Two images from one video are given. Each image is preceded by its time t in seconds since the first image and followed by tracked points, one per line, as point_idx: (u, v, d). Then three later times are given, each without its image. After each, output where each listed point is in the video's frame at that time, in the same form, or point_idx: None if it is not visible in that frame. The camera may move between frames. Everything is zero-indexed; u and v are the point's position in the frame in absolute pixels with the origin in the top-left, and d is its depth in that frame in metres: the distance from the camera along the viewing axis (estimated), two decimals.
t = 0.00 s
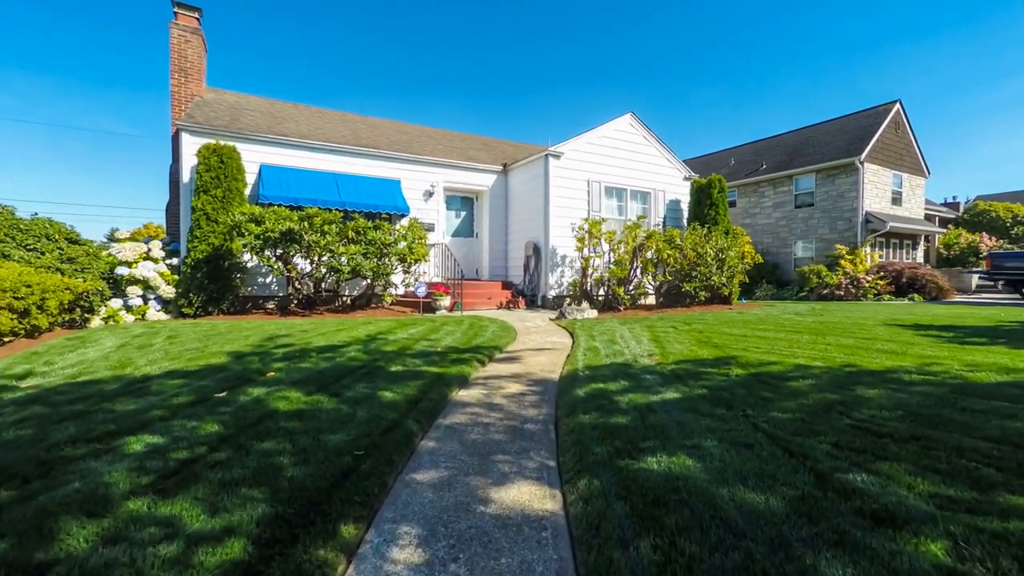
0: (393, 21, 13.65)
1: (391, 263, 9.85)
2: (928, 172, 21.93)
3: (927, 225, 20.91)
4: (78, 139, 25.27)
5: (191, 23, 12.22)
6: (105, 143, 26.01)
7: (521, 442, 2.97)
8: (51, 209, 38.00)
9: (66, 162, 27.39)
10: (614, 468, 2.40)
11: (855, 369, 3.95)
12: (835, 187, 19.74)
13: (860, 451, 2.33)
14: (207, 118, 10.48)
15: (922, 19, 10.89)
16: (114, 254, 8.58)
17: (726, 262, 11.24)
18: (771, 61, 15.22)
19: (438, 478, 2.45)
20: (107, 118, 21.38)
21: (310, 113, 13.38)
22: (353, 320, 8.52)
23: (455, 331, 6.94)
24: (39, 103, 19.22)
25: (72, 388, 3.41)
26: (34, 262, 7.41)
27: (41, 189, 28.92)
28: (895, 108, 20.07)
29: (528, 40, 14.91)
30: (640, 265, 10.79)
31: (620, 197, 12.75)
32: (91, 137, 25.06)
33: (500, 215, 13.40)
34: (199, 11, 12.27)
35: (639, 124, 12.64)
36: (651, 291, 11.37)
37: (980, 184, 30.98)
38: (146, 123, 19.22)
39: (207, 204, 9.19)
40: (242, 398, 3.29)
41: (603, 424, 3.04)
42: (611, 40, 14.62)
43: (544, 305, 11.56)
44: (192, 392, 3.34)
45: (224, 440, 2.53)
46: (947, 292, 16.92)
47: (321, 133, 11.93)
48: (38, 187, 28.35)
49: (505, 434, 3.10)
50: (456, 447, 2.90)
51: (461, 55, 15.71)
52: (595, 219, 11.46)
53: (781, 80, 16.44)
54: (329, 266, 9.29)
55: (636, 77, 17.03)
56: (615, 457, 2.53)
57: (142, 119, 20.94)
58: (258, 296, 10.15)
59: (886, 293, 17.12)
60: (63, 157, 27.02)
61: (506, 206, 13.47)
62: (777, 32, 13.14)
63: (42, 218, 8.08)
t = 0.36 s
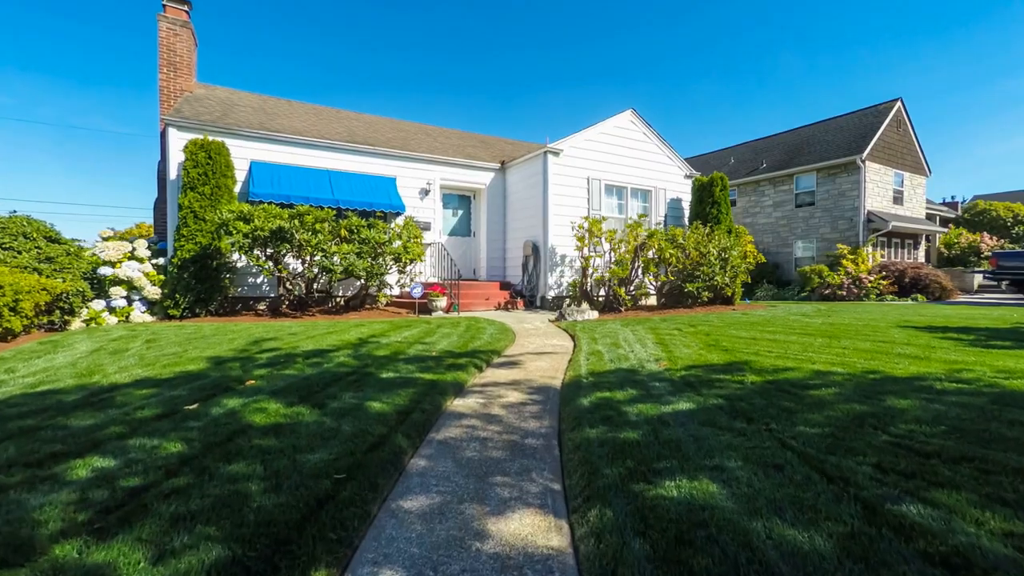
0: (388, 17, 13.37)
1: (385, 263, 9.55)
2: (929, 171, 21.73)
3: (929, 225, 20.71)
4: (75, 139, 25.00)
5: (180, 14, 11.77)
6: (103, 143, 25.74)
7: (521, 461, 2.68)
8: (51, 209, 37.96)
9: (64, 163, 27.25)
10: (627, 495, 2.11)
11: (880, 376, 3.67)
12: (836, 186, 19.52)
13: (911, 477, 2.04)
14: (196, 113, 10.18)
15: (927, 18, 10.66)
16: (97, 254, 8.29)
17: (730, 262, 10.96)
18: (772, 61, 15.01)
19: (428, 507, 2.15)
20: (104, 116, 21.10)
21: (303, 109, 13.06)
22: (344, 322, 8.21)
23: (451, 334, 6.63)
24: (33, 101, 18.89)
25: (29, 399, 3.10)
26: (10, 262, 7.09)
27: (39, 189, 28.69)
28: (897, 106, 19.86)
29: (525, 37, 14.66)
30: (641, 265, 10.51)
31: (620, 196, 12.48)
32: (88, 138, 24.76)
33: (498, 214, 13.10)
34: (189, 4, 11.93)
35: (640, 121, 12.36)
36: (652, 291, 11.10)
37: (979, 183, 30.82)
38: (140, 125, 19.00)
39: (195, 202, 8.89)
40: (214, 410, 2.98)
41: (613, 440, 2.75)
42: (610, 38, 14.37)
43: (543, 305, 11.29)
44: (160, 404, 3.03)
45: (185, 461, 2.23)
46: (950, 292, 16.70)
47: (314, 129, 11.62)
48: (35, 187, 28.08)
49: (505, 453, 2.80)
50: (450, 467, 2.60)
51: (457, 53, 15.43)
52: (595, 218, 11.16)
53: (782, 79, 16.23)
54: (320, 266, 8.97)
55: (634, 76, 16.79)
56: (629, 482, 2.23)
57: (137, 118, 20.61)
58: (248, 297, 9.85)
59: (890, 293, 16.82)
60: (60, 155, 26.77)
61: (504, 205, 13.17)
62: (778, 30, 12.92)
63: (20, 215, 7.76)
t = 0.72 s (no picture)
0: (382, 12, 13.04)
1: (378, 262, 9.25)
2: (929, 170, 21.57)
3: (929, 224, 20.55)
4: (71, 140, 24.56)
5: (167, 7, 11.36)
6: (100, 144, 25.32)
7: (522, 484, 2.40)
8: (45, 207, 37.39)
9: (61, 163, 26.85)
10: (644, 531, 1.83)
11: (909, 385, 3.40)
12: (836, 184, 19.33)
13: (974, 510, 1.76)
14: (183, 107, 9.85)
15: (931, 18, 10.48)
16: (77, 253, 7.99)
17: (732, 262, 10.71)
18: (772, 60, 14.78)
19: (415, 544, 1.86)
20: (99, 116, 20.70)
21: (295, 105, 12.73)
22: (336, 324, 7.91)
23: (446, 337, 6.33)
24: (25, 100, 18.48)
25: None
26: None
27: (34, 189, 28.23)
28: (897, 105, 19.68)
29: (523, 35, 14.38)
30: (642, 265, 10.24)
31: (620, 194, 12.21)
32: (84, 138, 24.34)
33: (495, 212, 12.81)
34: None
35: (640, 118, 12.10)
36: (653, 292, 10.83)
37: (976, 182, 30.76)
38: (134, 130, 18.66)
39: (180, 199, 8.56)
40: (180, 425, 2.68)
41: (624, 460, 2.46)
42: (608, 35, 14.06)
43: (541, 306, 11.01)
44: (119, 419, 2.73)
45: (134, 491, 1.93)
46: (952, 292, 16.52)
47: (306, 125, 11.30)
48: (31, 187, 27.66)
49: (504, 474, 2.51)
50: (442, 492, 2.31)
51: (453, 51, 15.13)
52: (595, 216, 10.88)
53: (782, 78, 16.03)
54: (311, 266, 8.66)
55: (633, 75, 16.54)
56: (646, 513, 1.94)
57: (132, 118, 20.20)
58: (237, 298, 9.53)
59: (891, 292, 16.64)
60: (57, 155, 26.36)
61: (501, 203, 12.88)
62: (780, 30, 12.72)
63: None
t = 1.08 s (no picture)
0: (373, 7, 12.69)
1: (371, 262, 8.94)
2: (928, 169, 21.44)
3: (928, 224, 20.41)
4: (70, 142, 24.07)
5: None
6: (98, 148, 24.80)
7: (521, 514, 2.09)
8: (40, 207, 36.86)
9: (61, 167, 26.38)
10: None
11: (942, 396, 3.12)
12: (836, 183, 19.14)
13: None
14: (167, 101, 9.48)
15: (934, 18, 10.31)
16: (53, 252, 7.66)
17: (734, 261, 10.47)
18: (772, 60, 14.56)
19: None
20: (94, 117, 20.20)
21: (285, 101, 12.36)
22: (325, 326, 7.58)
23: (439, 340, 6.01)
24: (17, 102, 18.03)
25: None
26: None
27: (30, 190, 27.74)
28: (896, 104, 19.52)
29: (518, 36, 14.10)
30: (642, 264, 9.98)
31: (619, 192, 11.94)
32: (82, 140, 23.85)
33: (491, 211, 12.50)
34: None
35: (639, 114, 11.83)
36: (653, 292, 10.57)
37: (972, 182, 30.74)
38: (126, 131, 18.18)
39: (163, 196, 8.21)
40: (133, 445, 2.36)
41: (637, 486, 2.16)
42: (605, 37, 13.81)
43: (538, 307, 10.73)
44: (64, 439, 2.40)
45: (59, 534, 1.62)
46: (953, 291, 16.36)
47: (296, 121, 10.94)
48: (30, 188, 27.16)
49: (500, 500, 2.20)
50: (431, 523, 2.01)
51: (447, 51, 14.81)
52: (593, 214, 10.60)
53: (782, 78, 15.83)
54: (299, 266, 8.30)
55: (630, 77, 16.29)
56: (669, 555, 1.64)
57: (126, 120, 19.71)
58: (224, 299, 9.19)
59: (891, 292, 16.46)
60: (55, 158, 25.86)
61: (498, 201, 12.57)
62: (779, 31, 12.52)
63: None
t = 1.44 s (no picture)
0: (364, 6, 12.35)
1: (362, 262, 8.62)
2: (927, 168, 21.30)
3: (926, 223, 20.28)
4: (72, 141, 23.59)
5: None
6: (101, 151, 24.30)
7: (519, 555, 1.79)
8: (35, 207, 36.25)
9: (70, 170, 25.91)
10: None
11: (978, 408, 2.85)
12: (835, 183, 18.95)
13: None
14: (150, 95, 9.13)
15: (937, 18, 10.12)
16: (25, 250, 7.30)
17: (735, 260, 10.22)
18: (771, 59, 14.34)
19: None
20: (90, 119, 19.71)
21: (275, 97, 12.01)
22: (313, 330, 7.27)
23: (432, 344, 5.71)
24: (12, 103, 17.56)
25: None
26: None
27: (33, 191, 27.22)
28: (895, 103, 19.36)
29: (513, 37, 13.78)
30: (642, 264, 9.71)
31: (617, 190, 11.67)
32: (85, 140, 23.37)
33: (487, 209, 12.20)
34: None
35: (638, 111, 11.56)
36: (653, 292, 10.30)
37: (969, 182, 30.71)
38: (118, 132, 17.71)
39: (142, 192, 7.87)
40: (69, 474, 2.05)
41: (654, 521, 1.86)
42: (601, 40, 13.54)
43: (535, 308, 10.44)
44: None
45: None
46: (953, 291, 16.20)
47: (285, 116, 10.60)
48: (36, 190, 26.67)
49: (492, 536, 1.90)
50: (413, 567, 1.71)
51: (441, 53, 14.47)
52: (591, 212, 10.32)
53: (781, 78, 15.62)
54: (287, 266, 7.96)
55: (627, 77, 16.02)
56: None
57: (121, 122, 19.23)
58: (210, 300, 8.86)
59: (891, 292, 16.29)
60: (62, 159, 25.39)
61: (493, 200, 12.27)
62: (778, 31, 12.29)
63: None
